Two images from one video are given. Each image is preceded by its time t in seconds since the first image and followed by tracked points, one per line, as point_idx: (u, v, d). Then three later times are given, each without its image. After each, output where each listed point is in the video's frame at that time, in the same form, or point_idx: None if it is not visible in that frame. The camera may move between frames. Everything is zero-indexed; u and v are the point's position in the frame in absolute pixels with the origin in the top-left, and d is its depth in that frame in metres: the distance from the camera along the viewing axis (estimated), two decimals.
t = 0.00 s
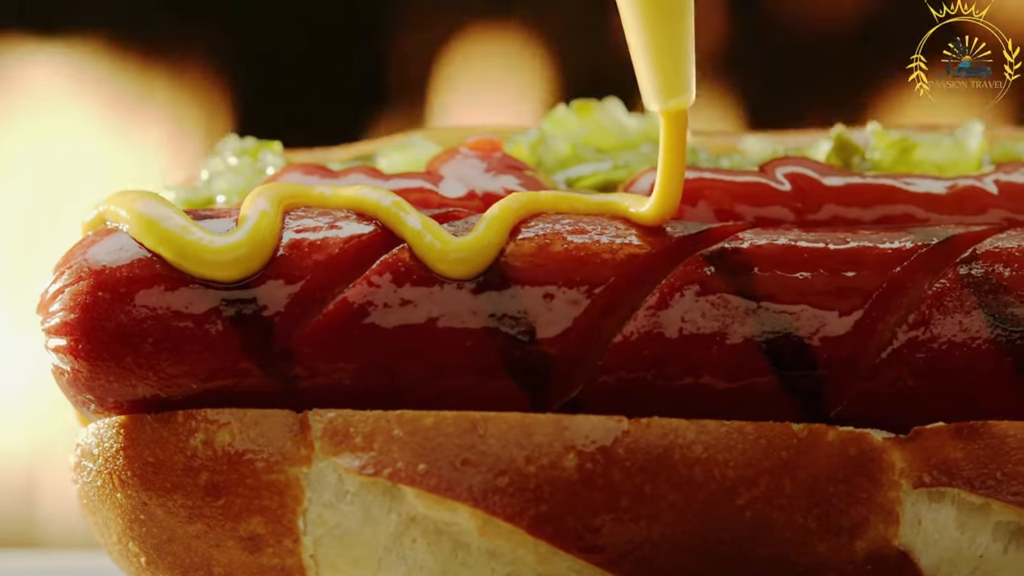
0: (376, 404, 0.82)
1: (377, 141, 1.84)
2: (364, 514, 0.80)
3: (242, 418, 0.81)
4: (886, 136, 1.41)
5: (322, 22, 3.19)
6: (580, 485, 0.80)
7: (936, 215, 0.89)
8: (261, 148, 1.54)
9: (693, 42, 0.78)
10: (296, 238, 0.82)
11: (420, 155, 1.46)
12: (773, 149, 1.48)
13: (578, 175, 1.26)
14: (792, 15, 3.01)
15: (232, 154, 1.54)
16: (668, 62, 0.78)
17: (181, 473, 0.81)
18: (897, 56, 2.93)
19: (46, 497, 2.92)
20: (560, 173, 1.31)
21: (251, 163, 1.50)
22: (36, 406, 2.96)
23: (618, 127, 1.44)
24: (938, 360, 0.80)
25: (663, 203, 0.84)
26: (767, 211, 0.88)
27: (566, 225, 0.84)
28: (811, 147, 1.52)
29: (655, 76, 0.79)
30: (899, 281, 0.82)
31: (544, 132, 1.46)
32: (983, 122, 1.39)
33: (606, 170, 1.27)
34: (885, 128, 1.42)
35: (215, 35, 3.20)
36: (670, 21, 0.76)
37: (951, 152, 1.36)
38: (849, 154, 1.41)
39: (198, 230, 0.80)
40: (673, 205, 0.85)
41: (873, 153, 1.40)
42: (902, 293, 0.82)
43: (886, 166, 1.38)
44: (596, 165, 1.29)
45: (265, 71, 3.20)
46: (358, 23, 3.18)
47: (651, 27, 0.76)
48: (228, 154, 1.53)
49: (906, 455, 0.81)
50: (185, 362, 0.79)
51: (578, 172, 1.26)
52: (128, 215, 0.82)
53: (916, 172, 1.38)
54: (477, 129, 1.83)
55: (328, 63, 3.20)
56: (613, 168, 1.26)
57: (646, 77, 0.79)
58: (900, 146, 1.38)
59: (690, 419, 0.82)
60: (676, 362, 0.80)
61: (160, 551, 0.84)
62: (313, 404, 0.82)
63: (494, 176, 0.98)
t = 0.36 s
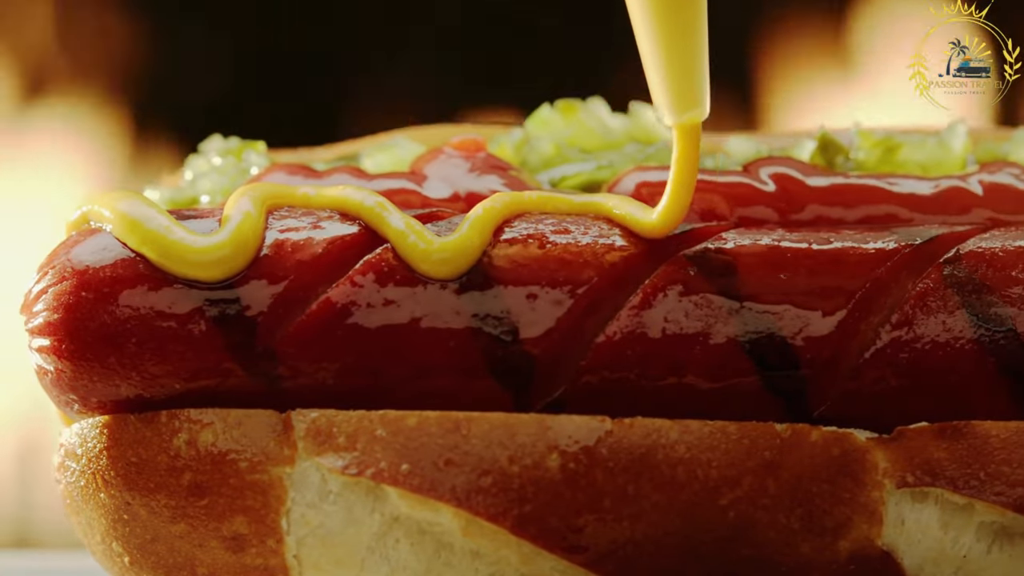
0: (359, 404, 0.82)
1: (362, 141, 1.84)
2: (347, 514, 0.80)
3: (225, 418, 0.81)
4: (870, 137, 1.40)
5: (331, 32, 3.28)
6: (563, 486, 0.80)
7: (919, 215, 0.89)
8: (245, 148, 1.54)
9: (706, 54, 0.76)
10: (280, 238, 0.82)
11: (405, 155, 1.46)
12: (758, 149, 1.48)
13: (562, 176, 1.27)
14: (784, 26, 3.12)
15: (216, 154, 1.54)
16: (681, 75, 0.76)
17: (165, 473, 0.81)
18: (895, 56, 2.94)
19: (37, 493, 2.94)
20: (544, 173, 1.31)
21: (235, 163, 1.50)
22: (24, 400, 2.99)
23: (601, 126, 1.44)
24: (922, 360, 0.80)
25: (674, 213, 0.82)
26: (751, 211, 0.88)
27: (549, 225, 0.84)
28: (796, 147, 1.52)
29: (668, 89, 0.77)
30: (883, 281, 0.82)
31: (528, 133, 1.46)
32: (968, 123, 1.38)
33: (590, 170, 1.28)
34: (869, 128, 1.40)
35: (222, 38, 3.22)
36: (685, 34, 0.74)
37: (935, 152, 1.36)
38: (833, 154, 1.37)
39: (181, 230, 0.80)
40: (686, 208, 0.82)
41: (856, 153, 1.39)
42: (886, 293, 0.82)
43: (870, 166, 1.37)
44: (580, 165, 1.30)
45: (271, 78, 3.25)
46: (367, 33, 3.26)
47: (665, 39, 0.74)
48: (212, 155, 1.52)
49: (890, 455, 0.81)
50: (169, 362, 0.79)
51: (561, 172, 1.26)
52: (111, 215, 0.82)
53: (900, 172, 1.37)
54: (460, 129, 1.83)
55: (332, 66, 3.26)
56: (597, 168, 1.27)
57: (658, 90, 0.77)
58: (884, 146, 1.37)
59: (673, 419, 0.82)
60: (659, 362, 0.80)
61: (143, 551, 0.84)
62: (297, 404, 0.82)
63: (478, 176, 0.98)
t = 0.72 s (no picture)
0: (343, 404, 0.82)
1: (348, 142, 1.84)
2: (331, 514, 0.80)
3: (210, 418, 0.81)
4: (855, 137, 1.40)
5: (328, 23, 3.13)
6: (547, 486, 0.80)
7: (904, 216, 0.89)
8: (230, 148, 1.55)
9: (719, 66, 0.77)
10: (264, 237, 0.82)
11: (391, 155, 1.47)
12: (744, 149, 1.48)
13: (547, 175, 1.27)
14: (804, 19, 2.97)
15: (200, 154, 1.55)
16: (695, 87, 0.76)
17: (149, 473, 0.81)
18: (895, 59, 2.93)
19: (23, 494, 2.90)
20: (531, 172, 1.32)
21: (220, 162, 1.51)
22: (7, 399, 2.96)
23: (588, 126, 1.43)
24: (906, 360, 0.80)
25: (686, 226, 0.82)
26: (736, 211, 0.89)
27: (533, 225, 0.84)
28: (781, 146, 1.53)
29: (681, 101, 0.78)
30: (867, 281, 0.82)
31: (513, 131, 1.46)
32: (953, 121, 1.39)
33: (575, 169, 1.28)
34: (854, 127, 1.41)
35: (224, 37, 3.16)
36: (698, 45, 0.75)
37: (921, 152, 1.36)
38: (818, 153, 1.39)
39: (165, 230, 0.80)
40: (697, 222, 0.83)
41: (842, 152, 1.39)
42: (870, 293, 0.82)
43: (855, 166, 1.38)
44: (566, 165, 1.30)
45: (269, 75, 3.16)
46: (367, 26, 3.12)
47: (679, 50, 0.75)
48: (197, 154, 1.54)
49: (874, 455, 0.81)
50: (153, 362, 0.79)
51: (547, 172, 1.27)
52: (96, 215, 0.82)
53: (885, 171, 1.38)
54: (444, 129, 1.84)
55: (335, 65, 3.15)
56: (582, 168, 1.28)
57: (671, 102, 0.78)
58: (869, 145, 1.37)
59: (658, 419, 0.82)
60: (644, 362, 0.80)
61: (127, 551, 0.84)
62: (281, 404, 0.82)
63: (462, 176, 0.98)
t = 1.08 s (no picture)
0: (326, 404, 0.82)
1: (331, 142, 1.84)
2: (313, 513, 0.80)
3: (191, 418, 0.81)
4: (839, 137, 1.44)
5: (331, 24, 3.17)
6: (529, 485, 0.80)
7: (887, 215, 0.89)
8: (213, 148, 1.56)
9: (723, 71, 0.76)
10: (246, 237, 0.82)
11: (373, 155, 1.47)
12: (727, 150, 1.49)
13: (529, 176, 1.27)
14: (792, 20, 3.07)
15: (184, 155, 1.56)
16: (699, 92, 0.76)
17: (131, 472, 0.81)
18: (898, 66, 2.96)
19: None
20: (514, 173, 1.32)
21: (203, 162, 1.52)
22: None
23: (570, 127, 1.43)
24: (888, 360, 0.80)
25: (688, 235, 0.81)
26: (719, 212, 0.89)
27: (515, 224, 0.84)
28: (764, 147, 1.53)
29: (686, 106, 0.77)
30: (849, 281, 0.82)
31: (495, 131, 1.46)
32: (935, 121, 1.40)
33: (557, 169, 1.28)
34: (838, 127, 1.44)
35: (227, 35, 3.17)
36: (703, 52, 0.74)
37: (903, 152, 1.37)
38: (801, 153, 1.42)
39: (147, 230, 0.80)
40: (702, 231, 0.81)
41: (825, 152, 1.43)
42: (852, 293, 0.82)
43: (837, 166, 1.41)
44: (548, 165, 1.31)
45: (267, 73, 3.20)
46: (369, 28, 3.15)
47: (683, 57, 0.74)
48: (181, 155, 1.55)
49: (856, 455, 0.81)
50: (135, 362, 0.79)
51: (529, 172, 1.27)
52: (77, 215, 0.82)
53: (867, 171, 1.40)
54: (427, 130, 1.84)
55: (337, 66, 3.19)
56: (564, 168, 1.28)
57: (676, 107, 0.78)
58: (851, 145, 1.41)
59: (640, 419, 0.82)
60: (625, 362, 0.80)
61: (109, 551, 0.84)
62: (262, 403, 0.82)
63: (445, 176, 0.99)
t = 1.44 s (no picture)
0: (309, 404, 0.82)
1: (314, 142, 1.84)
2: (296, 513, 0.80)
3: (174, 417, 0.81)
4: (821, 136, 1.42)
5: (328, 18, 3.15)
6: (511, 485, 0.80)
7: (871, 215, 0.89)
8: (196, 148, 1.55)
9: (723, 53, 0.77)
10: (229, 237, 0.82)
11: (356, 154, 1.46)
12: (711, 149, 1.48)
13: (513, 175, 1.26)
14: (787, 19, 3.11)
15: (168, 154, 1.56)
16: (697, 72, 0.76)
17: (114, 472, 0.81)
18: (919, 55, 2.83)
19: None
20: (497, 172, 1.31)
21: (186, 162, 1.52)
22: None
23: (552, 125, 1.47)
24: (871, 360, 0.80)
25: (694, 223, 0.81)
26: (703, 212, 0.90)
27: (498, 224, 0.84)
28: (747, 146, 1.53)
29: (685, 85, 0.77)
30: (832, 281, 0.82)
31: (480, 132, 1.47)
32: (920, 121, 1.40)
33: (541, 169, 1.28)
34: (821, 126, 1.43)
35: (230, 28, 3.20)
36: (701, 32, 0.74)
37: (887, 151, 1.39)
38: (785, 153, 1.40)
39: (130, 230, 0.80)
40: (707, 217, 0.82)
41: (809, 152, 1.42)
42: (835, 293, 0.82)
43: (822, 165, 1.40)
44: (532, 164, 1.30)
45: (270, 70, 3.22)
46: (368, 21, 3.15)
47: (681, 37, 0.75)
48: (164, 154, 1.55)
49: (839, 454, 0.81)
50: (118, 361, 0.79)
51: (513, 171, 1.26)
52: (61, 215, 0.82)
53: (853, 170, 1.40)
54: (410, 130, 1.83)
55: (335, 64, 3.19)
56: (548, 168, 1.27)
57: (674, 86, 0.78)
58: (836, 144, 1.40)
59: (623, 418, 0.82)
60: (608, 361, 0.80)
61: (93, 551, 0.84)
62: (245, 403, 0.82)
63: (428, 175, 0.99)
